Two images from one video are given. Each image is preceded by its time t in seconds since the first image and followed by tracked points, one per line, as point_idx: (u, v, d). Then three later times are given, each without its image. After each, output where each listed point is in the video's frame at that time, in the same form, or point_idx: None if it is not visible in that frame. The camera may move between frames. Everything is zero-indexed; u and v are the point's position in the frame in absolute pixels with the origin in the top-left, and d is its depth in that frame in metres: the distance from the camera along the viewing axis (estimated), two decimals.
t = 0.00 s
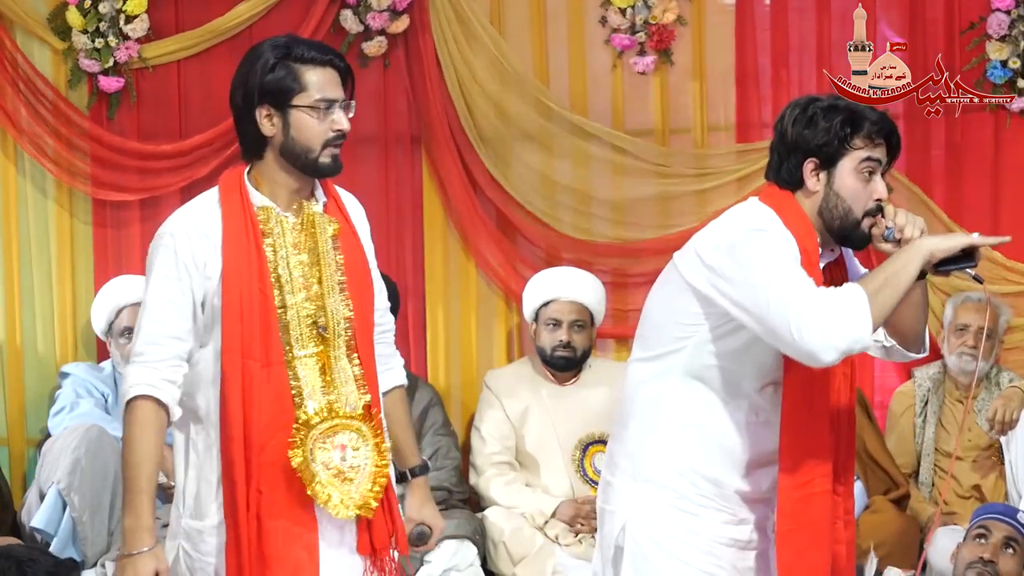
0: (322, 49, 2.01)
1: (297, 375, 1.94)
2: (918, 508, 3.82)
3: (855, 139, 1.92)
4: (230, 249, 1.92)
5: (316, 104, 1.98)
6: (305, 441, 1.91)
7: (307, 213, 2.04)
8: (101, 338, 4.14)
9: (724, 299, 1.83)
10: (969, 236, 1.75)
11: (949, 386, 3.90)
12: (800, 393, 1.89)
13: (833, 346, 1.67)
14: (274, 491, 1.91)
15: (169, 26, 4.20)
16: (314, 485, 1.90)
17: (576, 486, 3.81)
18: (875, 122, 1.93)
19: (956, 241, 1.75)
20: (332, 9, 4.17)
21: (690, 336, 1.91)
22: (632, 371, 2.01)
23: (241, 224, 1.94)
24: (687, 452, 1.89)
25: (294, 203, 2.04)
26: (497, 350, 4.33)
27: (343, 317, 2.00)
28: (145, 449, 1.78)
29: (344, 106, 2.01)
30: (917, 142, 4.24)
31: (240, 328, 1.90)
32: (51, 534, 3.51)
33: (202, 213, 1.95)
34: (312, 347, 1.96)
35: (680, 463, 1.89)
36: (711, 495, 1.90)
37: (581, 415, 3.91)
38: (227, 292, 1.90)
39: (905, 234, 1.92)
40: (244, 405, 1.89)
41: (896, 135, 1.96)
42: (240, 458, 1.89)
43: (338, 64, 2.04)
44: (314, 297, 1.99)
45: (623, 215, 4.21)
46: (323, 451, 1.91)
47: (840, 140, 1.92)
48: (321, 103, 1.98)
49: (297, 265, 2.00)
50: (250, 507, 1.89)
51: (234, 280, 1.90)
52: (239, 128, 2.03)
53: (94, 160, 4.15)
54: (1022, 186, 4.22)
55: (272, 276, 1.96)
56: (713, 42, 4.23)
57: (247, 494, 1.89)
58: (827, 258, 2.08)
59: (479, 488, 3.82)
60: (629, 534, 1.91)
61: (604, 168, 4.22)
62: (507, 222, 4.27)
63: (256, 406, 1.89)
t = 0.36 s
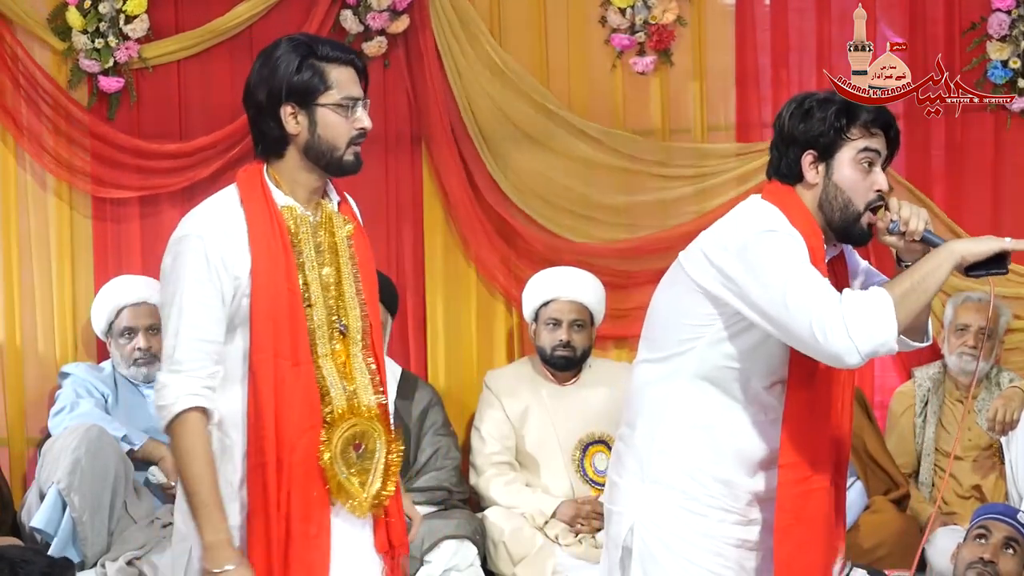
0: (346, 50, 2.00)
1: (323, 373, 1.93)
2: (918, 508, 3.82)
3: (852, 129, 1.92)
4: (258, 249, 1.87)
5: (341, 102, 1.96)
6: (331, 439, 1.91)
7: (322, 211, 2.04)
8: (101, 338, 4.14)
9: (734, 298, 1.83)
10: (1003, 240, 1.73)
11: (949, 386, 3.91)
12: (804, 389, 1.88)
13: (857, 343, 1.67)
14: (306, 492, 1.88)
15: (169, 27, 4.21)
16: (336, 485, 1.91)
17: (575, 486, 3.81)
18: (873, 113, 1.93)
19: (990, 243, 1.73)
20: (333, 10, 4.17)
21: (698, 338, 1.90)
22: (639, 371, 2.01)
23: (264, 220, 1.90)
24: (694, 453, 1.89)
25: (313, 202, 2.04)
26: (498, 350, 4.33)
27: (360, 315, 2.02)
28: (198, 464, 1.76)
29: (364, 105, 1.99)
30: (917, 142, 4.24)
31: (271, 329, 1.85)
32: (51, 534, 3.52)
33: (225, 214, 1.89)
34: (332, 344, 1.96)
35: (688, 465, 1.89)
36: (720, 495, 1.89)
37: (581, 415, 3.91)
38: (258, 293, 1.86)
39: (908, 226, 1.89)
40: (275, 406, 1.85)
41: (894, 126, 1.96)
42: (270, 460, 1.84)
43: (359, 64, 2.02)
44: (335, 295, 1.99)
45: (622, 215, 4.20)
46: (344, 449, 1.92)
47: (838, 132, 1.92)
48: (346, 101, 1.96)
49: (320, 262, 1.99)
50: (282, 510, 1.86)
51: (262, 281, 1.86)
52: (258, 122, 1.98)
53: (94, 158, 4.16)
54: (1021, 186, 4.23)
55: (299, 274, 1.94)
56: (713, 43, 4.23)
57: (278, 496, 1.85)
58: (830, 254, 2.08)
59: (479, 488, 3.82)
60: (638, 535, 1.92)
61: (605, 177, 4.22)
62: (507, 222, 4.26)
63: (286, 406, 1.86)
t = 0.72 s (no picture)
0: (348, 46, 2.01)
1: (340, 366, 1.95)
2: (918, 508, 3.81)
3: (858, 122, 1.92)
4: (274, 242, 1.87)
5: (347, 96, 1.96)
6: (352, 431, 1.92)
7: (328, 206, 2.04)
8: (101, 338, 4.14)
9: (746, 278, 1.85)
10: None
11: (949, 386, 3.91)
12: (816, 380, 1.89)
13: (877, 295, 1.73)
14: (335, 486, 1.87)
15: (169, 26, 4.21)
16: (359, 476, 1.92)
17: (575, 486, 3.81)
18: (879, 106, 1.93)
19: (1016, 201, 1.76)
20: (333, 10, 4.17)
21: (706, 324, 1.91)
22: (645, 366, 2.01)
23: (272, 212, 1.89)
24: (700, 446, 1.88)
25: (318, 194, 2.03)
26: (498, 350, 4.33)
27: (369, 308, 2.03)
28: (245, 459, 1.77)
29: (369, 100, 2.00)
30: (916, 142, 4.25)
31: (290, 321, 1.85)
32: (51, 534, 3.52)
33: (234, 211, 1.88)
34: (344, 337, 1.97)
35: (695, 459, 1.88)
36: (728, 490, 1.89)
37: (581, 415, 3.90)
38: (274, 286, 1.85)
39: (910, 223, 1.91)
40: (298, 397, 1.85)
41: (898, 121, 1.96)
42: (300, 455, 1.84)
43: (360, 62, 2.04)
44: (347, 289, 2.01)
45: (624, 216, 4.21)
46: (364, 441, 1.94)
47: (844, 124, 1.92)
48: (351, 96, 1.97)
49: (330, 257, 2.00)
50: (321, 504, 1.85)
51: (278, 272, 1.86)
52: (262, 117, 1.97)
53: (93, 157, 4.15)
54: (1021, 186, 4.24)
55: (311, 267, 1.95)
56: (714, 42, 4.24)
57: (314, 489, 1.85)
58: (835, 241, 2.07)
59: (479, 488, 3.82)
60: (645, 529, 1.91)
61: (604, 179, 4.22)
62: (507, 221, 4.26)
63: (309, 398, 1.86)
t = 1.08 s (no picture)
0: (350, 46, 2.02)
1: (343, 366, 1.95)
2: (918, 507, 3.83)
3: (863, 120, 1.92)
4: (276, 240, 1.88)
5: (351, 94, 1.97)
6: (350, 430, 1.94)
7: (334, 205, 2.04)
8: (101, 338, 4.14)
9: (750, 279, 1.85)
10: None
11: (949, 386, 3.91)
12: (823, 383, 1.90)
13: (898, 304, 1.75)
14: (326, 485, 1.87)
15: (169, 26, 4.21)
16: (355, 475, 1.94)
17: (575, 486, 3.81)
18: (886, 104, 1.93)
19: None
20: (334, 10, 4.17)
21: (708, 325, 1.91)
22: (647, 369, 2.01)
23: (279, 213, 1.91)
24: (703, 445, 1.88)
25: (322, 192, 2.03)
26: (497, 350, 4.33)
27: (375, 308, 2.03)
28: (208, 457, 1.76)
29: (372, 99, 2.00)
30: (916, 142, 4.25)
31: (294, 320, 1.87)
32: (50, 534, 3.52)
33: (240, 211, 1.89)
34: (349, 336, 1.97)
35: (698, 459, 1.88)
36: (733, 489, 1.88)
37: (581, 415, 3.90)
38: (279, 285, 1.87)
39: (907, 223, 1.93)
40: (297, 395, 1.85)
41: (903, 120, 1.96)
42: (294, 453, 1.85)
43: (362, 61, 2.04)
44: (352, 290, 2.01)
45: (623, 214, 4.21)
46: (362, 443, 1.96)
47: (849, 121, 1.92)
48: (354, 94, 1.97)
49: (334, 256, 2.00)
50: (308, 503, 1.85)
51: (282, 273, 1.87)
52: (266, 117, 1.97)
53: (93, 156, 4.14)
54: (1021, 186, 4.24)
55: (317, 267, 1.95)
56: (714, 42, 4.24)
57: (303, 487, 1.85)
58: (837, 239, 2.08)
59: (479, 488, 3.82)
60: (650, 529, 1.91)
61: (604, 182, 4.22)
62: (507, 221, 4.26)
63: (309, 396, 1.87)
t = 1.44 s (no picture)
0: (353, 43, 2.03)
1: (350, 361, 1.97)
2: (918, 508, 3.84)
3: (864, 121, 1.91)
4: (283, 236, 1.88)
5: (359, 92, 1.98)
6: (357, 424, 1.96)
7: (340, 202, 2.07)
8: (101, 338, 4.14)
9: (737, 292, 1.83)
10: None
11: (949, 386, 3.90)
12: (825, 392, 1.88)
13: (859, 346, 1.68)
14: (334, 479, 1.87)
15: (169, 26, 4.21)
16: (361, 470, 1.96)
17: (575, 486, 3.81)
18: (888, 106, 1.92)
19: None
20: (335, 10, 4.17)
21: (702, 331, 1.90)
22: (647, 370, 2.01)
23: (286, 209, 1.90)
24: (701, 445, 1.89)
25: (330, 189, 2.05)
26: (497, 350, 4.34)
27: (379, 306, 2.07)
28: (213, 457, 1.77)
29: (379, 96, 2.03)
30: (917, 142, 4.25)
31: (301, 317, 1.86)
32: (50, 534, 3.51)
33: (247, 206, 1.88)
34: (356, 331, 2.00)
35: (697, 461, 1.88)
36: (730, 492, 1.88)
37: (581, 415, 3.90)
38: (286, 282, 1.86)
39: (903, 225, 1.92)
40: (303, 390, 1.85)
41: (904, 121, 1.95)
42: (303, 447, 1.85)
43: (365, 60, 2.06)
44: (359, 289, 2.04)
45: (624, 211, 4.20)
46: (368, 438, 1.98)
47: (850, 122, 1.91)
48: (363, 91, 1.99)
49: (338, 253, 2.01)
50: (316, 497, 1.86)
51: (291, 268, 1.87)
52: (277, 112, 1.97)
53: (94, 148, 4.13)
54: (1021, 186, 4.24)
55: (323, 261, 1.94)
56: (714, 42, 4.24)
57: (312, 479, 1.86)
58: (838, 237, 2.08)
59: (479, 488, 3.81)
60: (649, 531, 1.91)
61: (605, 181, 4.22)
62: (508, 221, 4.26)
63: (317, 390, 1.87)
